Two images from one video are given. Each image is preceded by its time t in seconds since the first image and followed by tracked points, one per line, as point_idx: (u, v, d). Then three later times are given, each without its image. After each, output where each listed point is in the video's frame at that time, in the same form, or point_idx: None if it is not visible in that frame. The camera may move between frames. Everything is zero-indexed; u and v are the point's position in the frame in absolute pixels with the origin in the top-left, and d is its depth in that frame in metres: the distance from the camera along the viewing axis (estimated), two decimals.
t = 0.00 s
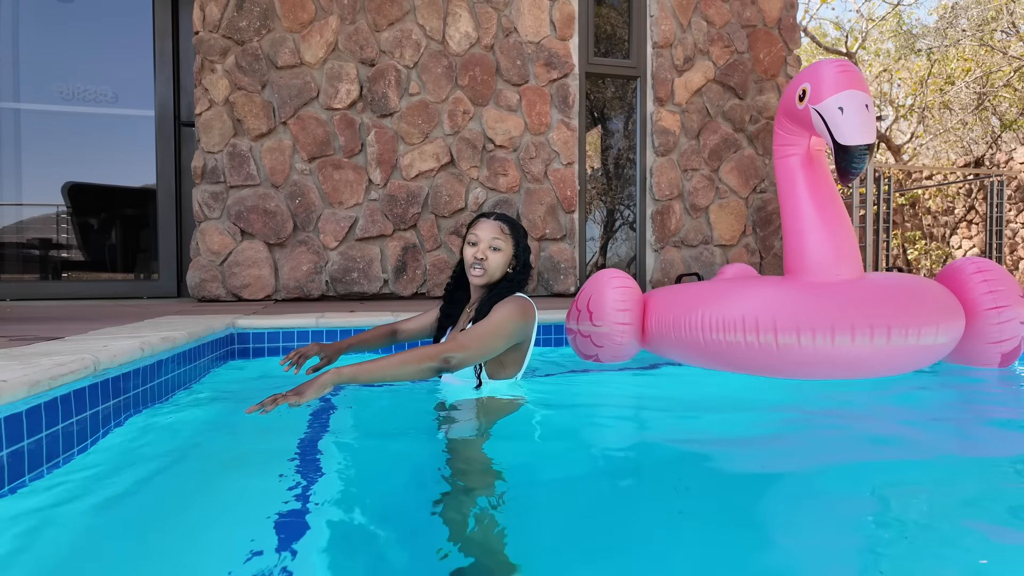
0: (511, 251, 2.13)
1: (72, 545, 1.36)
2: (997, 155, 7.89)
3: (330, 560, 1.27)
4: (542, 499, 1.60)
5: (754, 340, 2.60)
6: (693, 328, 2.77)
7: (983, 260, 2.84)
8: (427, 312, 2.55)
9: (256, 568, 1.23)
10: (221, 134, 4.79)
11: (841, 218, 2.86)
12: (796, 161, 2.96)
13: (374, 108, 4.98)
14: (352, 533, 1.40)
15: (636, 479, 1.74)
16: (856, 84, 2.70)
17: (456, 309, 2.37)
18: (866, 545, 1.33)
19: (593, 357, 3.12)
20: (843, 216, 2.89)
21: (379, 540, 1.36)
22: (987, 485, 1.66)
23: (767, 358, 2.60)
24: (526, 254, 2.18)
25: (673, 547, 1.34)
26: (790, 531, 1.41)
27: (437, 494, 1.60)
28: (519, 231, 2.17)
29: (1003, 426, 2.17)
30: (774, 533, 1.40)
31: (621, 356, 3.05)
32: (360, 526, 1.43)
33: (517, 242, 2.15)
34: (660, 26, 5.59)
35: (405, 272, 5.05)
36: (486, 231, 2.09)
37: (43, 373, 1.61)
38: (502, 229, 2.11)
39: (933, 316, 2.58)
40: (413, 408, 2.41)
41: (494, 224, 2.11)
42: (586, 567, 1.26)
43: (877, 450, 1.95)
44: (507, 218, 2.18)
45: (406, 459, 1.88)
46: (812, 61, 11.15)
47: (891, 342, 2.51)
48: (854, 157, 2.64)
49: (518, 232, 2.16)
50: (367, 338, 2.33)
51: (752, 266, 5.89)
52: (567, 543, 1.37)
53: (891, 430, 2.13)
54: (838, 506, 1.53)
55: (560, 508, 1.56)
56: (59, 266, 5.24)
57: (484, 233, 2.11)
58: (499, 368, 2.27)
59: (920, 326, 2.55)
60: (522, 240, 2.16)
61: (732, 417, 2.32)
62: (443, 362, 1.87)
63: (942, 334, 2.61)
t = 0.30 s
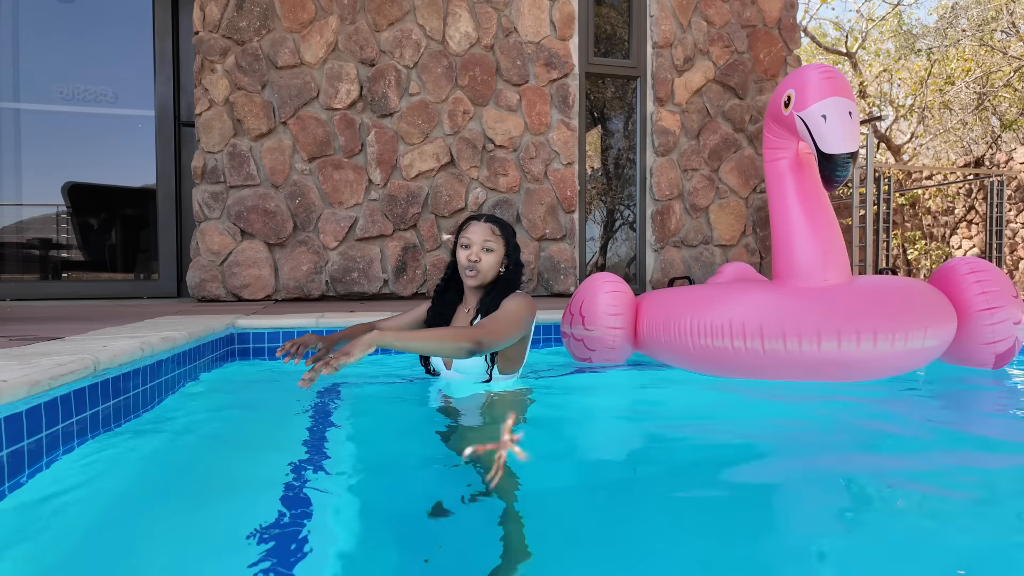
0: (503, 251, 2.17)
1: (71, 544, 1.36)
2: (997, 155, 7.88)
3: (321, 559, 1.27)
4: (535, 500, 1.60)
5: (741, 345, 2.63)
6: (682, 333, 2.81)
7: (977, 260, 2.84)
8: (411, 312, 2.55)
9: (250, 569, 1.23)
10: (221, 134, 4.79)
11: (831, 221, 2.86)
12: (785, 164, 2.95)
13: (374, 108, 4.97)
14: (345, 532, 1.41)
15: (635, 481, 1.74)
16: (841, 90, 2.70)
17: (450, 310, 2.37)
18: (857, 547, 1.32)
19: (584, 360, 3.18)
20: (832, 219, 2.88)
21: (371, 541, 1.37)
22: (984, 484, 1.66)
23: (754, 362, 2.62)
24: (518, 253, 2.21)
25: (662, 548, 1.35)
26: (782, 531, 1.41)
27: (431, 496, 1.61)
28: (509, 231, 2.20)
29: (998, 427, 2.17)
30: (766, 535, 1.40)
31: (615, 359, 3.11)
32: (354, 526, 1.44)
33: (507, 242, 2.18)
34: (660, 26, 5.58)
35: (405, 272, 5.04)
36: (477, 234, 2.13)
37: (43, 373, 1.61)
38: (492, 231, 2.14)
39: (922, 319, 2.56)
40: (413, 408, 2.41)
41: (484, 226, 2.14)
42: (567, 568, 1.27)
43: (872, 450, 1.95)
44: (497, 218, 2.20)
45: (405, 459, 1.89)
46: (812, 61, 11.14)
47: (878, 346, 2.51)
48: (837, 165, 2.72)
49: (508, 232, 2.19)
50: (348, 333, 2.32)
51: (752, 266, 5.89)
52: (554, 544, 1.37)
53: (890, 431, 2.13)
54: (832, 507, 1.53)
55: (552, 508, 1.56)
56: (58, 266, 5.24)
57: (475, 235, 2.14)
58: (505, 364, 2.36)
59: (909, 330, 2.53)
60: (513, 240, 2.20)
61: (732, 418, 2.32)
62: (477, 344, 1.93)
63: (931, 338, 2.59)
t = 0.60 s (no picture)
0: (487, 253, 2.19)
1: (75, 544, 1.36)
2: (997, 155, 7.88)
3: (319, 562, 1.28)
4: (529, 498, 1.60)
5: (725, 344, 2.64)
6: (669, 331, 2.83)
7: (972, 260, 2.82)
8: (410, 317, 2.58)
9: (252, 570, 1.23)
10: (221, 134, 4.79)
11: (818, 221, 2.85)
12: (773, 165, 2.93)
13: (374, 108, 4.98)
14: (344, 533, 1.41)
15: (634, 480, 1.75)
16: (823, 92, 2.69)
17: (445, 314, 2.39)
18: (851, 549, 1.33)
19: (581, 359, 3.22)
20: (820, 219, 2.88)
21: (369, 541, 1.37)
22: (981, 486, 1.67)
23: (738, 361, 2.63)
24: (505, 254, 2.23)
25: (656, 548, 1.35)
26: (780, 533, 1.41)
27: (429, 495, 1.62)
28: (493, 232, 2.23)
29: (996, 429, 2.17)
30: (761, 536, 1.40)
31: (608, 358, 3.15)
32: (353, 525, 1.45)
33: (492, 244, 2.21)
34: (660, 26, 5.58)
35: (405, 272, 5.05)
36: (460, 238, 2.16)
37: (43, 373, 1.61)
38: (475, 234, 2.17)
39: (907, 319, 2.56)
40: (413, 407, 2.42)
41: (467, 230, 2.17)
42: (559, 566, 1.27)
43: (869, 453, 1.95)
44: (480, 221, 2.23)
45: (405, 459, 1.89)
46: (812, 61, 11.13)
47: (862, 345, 2.51)
48: (818, 165, 2.62)
49: (492, 234, 2.22)
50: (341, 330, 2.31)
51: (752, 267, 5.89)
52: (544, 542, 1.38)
53: (889, 433, 2.14)
54: (827, 509, 1.53)
55: (547, 505, 1.56)
56: (59, 266, 5.25)
57: (459, 240, 2.17)
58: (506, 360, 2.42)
59: (893, 330, 2.53)
60: (498, 242, 2.22)
61: (731, 418, 2.32)
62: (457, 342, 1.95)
63: (916, 339, 2.58)
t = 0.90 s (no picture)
0: (480, 256, 2.19)
1: (66, 547, 1.35)
2: (997, 155, 7.88)
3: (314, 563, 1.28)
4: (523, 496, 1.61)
5: (709, 345, 2.66)
6: (657, 333, 2.85)
7: (964, 261, 2.81)
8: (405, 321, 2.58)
9: (244, 571, 1.23)
10: (221, 134, 4.79)
11: (804, 223, 2.85)
12: (759, 168, 2.92)
13: (374, 108, 4.97)
14: (337, 533, 1.41)
15: (630, 481, 1.75)
16: (806, 98, 2.71)
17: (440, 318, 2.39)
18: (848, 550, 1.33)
19: (575, 358, 3.24)
20: (806, 219, 2.87)
21: (366, 540, 1.37)
22: (977, 486, 1.67)
23: (723, 362, 2.65)
24: (497, 254, 2.23)
25: (648, 550, 1.35)
26: (773, 535, 1.41)
27: (423, 497, 1.62)
28: (484, 235, 2.23)
29: (991, 430, 2.17)
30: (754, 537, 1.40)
31: (599, 358, 3.16)
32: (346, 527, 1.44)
33: (484, 246, 2.20)
34: (660, 26, 5.59)
35: (405, 272, 5.04)
36: (452, 243, 2.16)
37: (43, 373, 1.61)
38: (467, 239, 2.17)
39: (891, 321, 2.55)
40: (411, 410, 2.41)
41: (458, 235, 2.17)
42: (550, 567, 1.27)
43: (866, 455, 1.95)
44: (472, 225, 2.23)
45: (404, 459, 1.89)
46: (812, 61, 11.13)
47: (845, 348, 2.52)
48: (797, 170, 2.67)
49: (484, 237, 2.22)
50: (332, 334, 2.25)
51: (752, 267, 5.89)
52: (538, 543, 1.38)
53: (886, 434, 2.14)
54: (821, 509, 1.53)
55: (539, 507, 1.56)
56: (58, 266, 5.24)
57: (450, 245, 2.17)
58: (501, 361, 2.31)
59: (876, 333, 2.53)
60: (490, 244, 2.22)
61: (730, 420, 2.32)
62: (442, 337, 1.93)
63: (901, 342, 2.57)
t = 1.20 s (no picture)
0: (483, 253, 2.20)
1: (71, 548, 1.35)
2: (997, 155, 7.88)
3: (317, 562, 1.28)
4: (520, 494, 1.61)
5: (692, 337, 2.67)
6: (643, 326, 2.87)
7: (956, 259, 2.80)
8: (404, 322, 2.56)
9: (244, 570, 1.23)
10: (221, 134, 4.79)
11: (791, 222, 2.88)
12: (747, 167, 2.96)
13: (374, 108, 4.97)
14: (335, 532, 1.41)
15: (627, 478, 1.75)
16: (786, 90, 2.75)
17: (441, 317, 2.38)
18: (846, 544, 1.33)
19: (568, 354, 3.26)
20: (794, 218, 2.91)
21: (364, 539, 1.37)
22: (977, 481, 1.67)
23: (706, 355, 2.66)
24: (499, 253, 2.24)
25: (642, 544, 1.36)
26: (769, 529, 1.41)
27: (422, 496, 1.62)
28: (486, 232, 2.24)
29: (988, 427, 2.16)
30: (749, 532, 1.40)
31: (591, 353, 3.18)
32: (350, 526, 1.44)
33: (487, 243, 2.22)
34: (660, 26, 5.58)
35: (405, 272, 5.04)
36: (456, 239, 2.16)
37: (43, 373, 1.61)
38: (471, 235, 2.18)
39: (875, 316, 2.54)
40: (410, 410, 2.41)
41: (463, 231, 2.18)
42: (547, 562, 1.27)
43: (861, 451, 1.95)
44: (474, 222, 2.24)
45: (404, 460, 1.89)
46: (812, 61, 11.13)
47: (826, 341, 2.51)
48: (777, 162, 2.72)
49: (486, 235, 2.23)
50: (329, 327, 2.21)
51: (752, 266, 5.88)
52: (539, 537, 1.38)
53: (883, 431, 2.15)
54: (817, 506, 1.54)
55: (534, 503, 1.56)
56: (58, 266, 5.24)
57: (454, 241, 2.17)
58: (501, 360, 2.31)
59: (860, 327, 2.53)
60: (492, 242, 2.23)
61: (728, 417, 2.32)
62: (443, 333, 1.93)
63: (886, 335, 2.55)
